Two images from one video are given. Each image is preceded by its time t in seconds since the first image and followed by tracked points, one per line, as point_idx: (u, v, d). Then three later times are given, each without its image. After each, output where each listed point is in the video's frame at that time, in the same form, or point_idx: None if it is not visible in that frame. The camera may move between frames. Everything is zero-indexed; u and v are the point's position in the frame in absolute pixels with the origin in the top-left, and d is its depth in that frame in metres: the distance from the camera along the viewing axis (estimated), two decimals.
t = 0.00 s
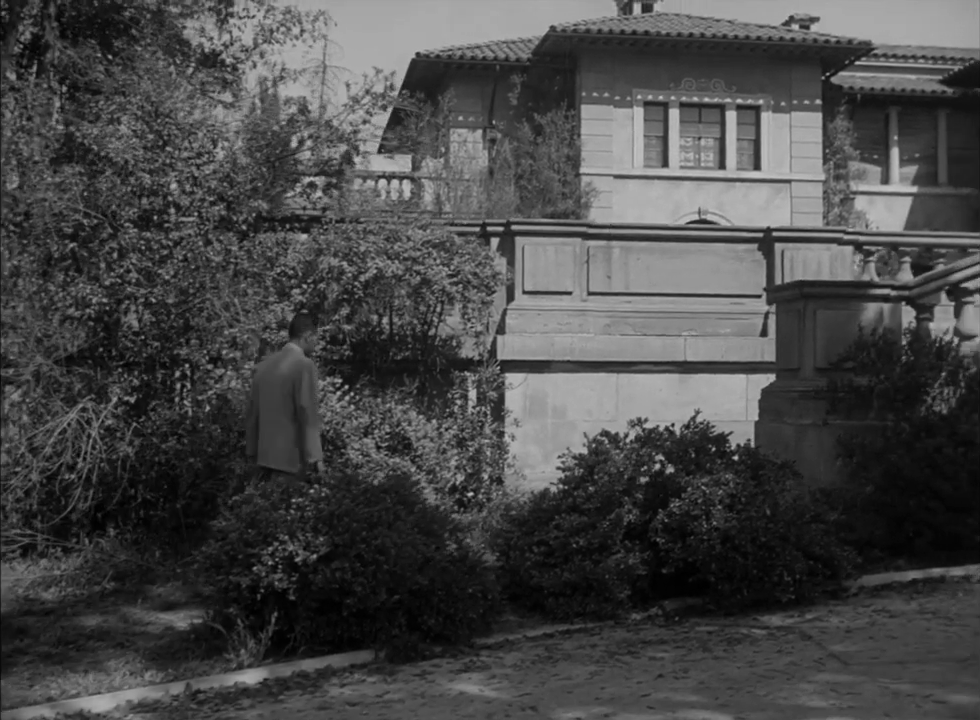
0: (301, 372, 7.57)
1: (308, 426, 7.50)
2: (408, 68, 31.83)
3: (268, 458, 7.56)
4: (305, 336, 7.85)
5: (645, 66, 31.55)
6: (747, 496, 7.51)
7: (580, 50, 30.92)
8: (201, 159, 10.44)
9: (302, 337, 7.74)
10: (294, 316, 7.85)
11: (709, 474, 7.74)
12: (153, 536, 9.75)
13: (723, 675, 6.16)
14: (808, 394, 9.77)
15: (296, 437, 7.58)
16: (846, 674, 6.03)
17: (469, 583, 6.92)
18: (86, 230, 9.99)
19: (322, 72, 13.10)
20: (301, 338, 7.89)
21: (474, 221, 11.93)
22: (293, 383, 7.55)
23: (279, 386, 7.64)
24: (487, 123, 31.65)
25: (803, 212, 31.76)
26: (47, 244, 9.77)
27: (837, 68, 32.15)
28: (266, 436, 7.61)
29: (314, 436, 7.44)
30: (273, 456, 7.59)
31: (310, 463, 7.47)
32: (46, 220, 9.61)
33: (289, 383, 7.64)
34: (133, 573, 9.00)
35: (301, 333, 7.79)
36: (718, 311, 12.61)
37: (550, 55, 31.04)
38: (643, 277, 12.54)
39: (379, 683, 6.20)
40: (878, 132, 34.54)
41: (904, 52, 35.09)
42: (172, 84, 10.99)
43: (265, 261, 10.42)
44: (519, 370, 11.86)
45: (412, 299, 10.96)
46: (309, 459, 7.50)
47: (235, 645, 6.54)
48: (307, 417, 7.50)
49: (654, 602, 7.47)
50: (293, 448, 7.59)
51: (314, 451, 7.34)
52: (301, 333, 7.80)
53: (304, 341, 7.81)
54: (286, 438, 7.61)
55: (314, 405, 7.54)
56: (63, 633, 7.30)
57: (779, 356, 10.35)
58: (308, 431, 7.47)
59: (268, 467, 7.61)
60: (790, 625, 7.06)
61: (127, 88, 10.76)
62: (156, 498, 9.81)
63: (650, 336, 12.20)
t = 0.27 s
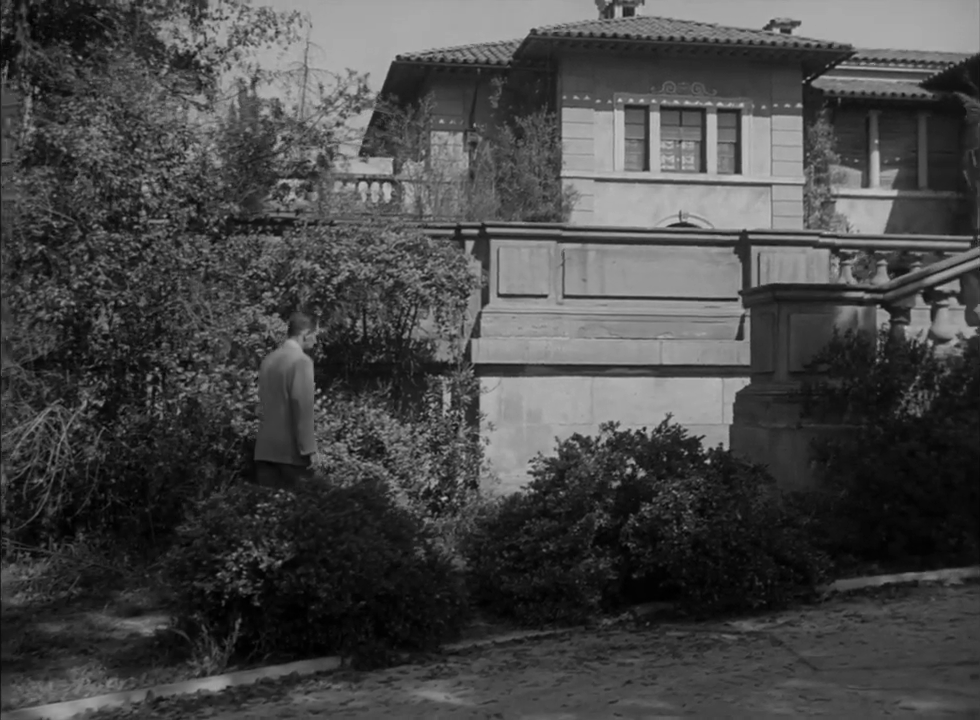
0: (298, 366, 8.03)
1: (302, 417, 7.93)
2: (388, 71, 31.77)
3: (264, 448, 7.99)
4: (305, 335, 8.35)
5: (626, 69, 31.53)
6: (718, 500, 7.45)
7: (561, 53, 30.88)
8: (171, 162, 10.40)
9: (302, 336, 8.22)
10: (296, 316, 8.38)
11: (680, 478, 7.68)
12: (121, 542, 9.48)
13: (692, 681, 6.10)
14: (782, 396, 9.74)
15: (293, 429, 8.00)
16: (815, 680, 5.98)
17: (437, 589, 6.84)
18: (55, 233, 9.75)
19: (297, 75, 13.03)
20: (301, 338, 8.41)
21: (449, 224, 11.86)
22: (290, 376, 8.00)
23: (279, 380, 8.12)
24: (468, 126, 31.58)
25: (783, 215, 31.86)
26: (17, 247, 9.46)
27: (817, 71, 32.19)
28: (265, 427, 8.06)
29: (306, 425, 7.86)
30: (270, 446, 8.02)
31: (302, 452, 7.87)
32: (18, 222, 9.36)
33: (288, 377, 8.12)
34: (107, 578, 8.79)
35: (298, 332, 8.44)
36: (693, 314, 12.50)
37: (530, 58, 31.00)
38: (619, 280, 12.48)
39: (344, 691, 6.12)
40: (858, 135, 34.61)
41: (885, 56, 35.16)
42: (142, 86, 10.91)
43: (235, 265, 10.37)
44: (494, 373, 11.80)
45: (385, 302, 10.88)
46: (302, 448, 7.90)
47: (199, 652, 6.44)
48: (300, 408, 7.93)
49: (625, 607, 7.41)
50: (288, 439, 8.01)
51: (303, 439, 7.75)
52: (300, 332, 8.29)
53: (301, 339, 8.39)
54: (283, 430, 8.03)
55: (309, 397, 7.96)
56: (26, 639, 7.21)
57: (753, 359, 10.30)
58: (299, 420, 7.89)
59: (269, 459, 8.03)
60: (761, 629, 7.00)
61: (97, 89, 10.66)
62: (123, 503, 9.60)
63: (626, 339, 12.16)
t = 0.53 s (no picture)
0: (303, 375, 7.74)
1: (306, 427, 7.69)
2: (372, 71, 31.66)
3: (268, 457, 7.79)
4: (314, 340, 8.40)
5: (611, 69, 31.49)
6: (695, 503, 7.39)
7: (546, 54, 30.81)
8: (147, 159, 10.30)
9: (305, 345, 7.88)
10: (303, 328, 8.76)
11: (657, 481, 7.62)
12: (96, 544, 9.37)
13: (666, 686, 6.03)
14: (761, 397, 9.68)
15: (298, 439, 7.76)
16: (790, 685, 5.93)
17: (410, 593, 6.77)
18: (28, 232, 9.52)
19: (276, 74, 12.95)
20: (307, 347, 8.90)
21: (428, 224, 11.79)
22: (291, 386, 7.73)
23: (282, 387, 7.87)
24: (452, 125, 31.31)
25: (768, 216, 31.90)
26: None
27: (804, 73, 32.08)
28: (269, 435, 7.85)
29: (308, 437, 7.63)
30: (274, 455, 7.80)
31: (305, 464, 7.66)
32: None
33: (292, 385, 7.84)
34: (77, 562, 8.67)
35: (308, 341, 9.11)
36: (674, 315, 12.44)
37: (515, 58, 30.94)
38: (600, 281, 12.38)
39: (314, 696, 6.04)
40: (843, 137, 34.68)
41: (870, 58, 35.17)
42: (117, 85, 10.80)
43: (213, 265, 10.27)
44: (473, 374, 11.70)
45: (363, 303, 10.81)
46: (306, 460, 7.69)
47: (168, 656, 6.36)
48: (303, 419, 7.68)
49: (601, 611, 7.34)
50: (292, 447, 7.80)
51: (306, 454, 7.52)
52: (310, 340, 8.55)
53: (309, 346, 8.96)
54: (287, 439, 7.82)
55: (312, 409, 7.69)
56: None
57: (732, 359, 10.22)
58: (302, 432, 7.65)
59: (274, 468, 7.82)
60: (737, 633, 6.94)
61: (73, 86, 10.55)
62: (98, 505, 9.47)
63: (607, 340, 12.08)
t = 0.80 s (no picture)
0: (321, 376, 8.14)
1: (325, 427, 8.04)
2: (351, 76, 31.58)
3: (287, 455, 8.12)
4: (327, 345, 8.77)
5: (589, 75, 31.47)
6: (664, 511, 7.32)
7: (525, 59, 30.82)
8: (114, 163, 10.19)
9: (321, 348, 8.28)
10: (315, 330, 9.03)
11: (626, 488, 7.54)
12: (61, 552, 9.00)
13: (631, 696, 5.95)
14: (733, 405, 9.56)
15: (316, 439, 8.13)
16: (756, 695, 5.85)
17: (374, 602, 6.66)
18: None
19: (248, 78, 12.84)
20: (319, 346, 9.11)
21: (401, 228, 11.71)
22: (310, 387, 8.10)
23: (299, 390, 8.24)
24: (431, 131, 31.48)
25: (746, 222, 31.73)
26: None
27: (781, 79, 32.21)
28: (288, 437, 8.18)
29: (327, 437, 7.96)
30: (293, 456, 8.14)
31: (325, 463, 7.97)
32: None
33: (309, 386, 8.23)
34: (40, 569, 8.54)
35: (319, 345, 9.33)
36: (648, 320, 12.36)
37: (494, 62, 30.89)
38: (573, 286, 12.32)
39: (275, 708, 5.94)
40: (822, 143, 34.61)
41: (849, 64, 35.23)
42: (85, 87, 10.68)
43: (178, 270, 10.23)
44: (445, 380, 11.59)
45: (334, 308, 10.71)
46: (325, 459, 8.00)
47: (127, 667, 6.25)
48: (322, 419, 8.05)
49: (569, 620, 7.25)
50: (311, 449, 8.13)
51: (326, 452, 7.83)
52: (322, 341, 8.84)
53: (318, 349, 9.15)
54: (305, 439, 8.17)
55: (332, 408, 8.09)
56: None
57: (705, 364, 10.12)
58: (322, 432, 8.00)
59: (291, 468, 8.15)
60: (706, 642, 6.86)
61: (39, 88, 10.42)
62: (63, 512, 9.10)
63: (580, 346, 11.99)
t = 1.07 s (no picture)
0: (325, 372, 8.21)
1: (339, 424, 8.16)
2: (332, 77, 31.48)
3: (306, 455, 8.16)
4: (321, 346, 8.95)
5: (570, 77, 31.42)
6: (635, 516, 7.24)
7: (506, 61, 30.77)
8: (85, 163, 9.98)
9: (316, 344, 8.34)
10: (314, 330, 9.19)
11: (597, 493, 7.45)
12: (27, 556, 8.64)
13: (600, 705, 5.86)
14: (708, 408, 9.55)
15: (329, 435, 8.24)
16: (727, 704, 5.76)
17: (341, 609, 6.56)
18: None
19: (222, 77, 12.73)
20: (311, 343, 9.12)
21: (375, 230, 11.62)
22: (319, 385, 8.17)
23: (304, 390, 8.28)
24: (412, 133, 31.49)
25: (727, 224, 31.85)
26: None
27: (762, 81, 32.26)
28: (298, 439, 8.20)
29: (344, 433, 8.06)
30: (306, 456, 8.18)
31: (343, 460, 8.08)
32: None
33: (310, 384, 8.29)
34: (6, 572, 8.42)
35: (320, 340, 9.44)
36: (623, 323, 12.29)
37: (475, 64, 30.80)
38: (550, 288, 12.23)
39: (238, 717, 5.83)
40: (803, 145, 34.64)
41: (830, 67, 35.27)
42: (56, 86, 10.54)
43: (150, 272, 10.10)
44: (419, 383, 11.46)
45: (306, 311, 10.61)
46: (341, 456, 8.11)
47: (88, 675, 6.13)
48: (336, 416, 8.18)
49: (541, 626, 7.15)
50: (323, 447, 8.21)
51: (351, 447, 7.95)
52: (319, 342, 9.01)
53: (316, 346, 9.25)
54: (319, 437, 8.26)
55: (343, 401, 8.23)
56: None
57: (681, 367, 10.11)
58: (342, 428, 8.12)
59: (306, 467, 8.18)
60: (678, 649, 6.78)
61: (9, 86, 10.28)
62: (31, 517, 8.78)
63: (556, 349, 11.92)
